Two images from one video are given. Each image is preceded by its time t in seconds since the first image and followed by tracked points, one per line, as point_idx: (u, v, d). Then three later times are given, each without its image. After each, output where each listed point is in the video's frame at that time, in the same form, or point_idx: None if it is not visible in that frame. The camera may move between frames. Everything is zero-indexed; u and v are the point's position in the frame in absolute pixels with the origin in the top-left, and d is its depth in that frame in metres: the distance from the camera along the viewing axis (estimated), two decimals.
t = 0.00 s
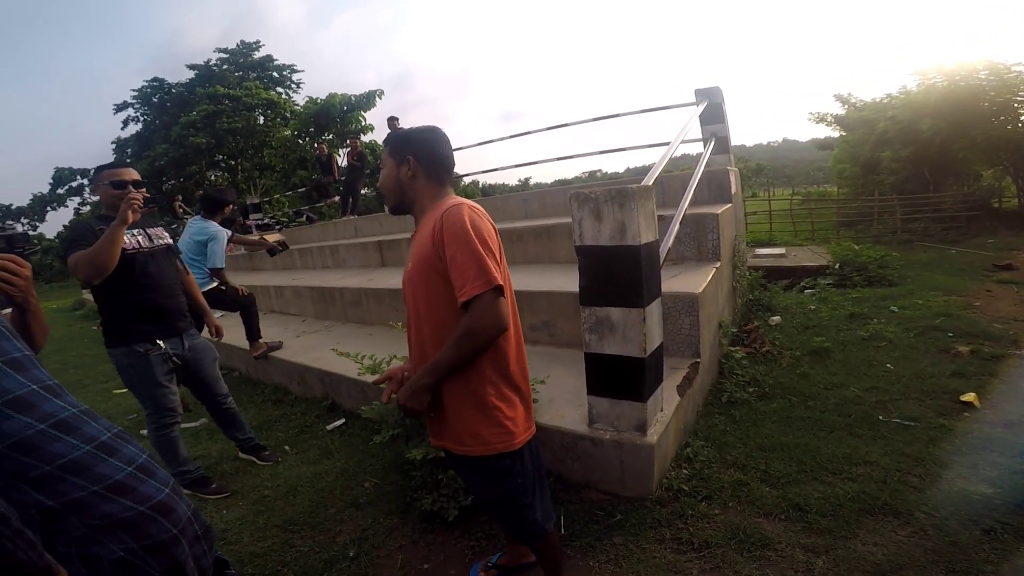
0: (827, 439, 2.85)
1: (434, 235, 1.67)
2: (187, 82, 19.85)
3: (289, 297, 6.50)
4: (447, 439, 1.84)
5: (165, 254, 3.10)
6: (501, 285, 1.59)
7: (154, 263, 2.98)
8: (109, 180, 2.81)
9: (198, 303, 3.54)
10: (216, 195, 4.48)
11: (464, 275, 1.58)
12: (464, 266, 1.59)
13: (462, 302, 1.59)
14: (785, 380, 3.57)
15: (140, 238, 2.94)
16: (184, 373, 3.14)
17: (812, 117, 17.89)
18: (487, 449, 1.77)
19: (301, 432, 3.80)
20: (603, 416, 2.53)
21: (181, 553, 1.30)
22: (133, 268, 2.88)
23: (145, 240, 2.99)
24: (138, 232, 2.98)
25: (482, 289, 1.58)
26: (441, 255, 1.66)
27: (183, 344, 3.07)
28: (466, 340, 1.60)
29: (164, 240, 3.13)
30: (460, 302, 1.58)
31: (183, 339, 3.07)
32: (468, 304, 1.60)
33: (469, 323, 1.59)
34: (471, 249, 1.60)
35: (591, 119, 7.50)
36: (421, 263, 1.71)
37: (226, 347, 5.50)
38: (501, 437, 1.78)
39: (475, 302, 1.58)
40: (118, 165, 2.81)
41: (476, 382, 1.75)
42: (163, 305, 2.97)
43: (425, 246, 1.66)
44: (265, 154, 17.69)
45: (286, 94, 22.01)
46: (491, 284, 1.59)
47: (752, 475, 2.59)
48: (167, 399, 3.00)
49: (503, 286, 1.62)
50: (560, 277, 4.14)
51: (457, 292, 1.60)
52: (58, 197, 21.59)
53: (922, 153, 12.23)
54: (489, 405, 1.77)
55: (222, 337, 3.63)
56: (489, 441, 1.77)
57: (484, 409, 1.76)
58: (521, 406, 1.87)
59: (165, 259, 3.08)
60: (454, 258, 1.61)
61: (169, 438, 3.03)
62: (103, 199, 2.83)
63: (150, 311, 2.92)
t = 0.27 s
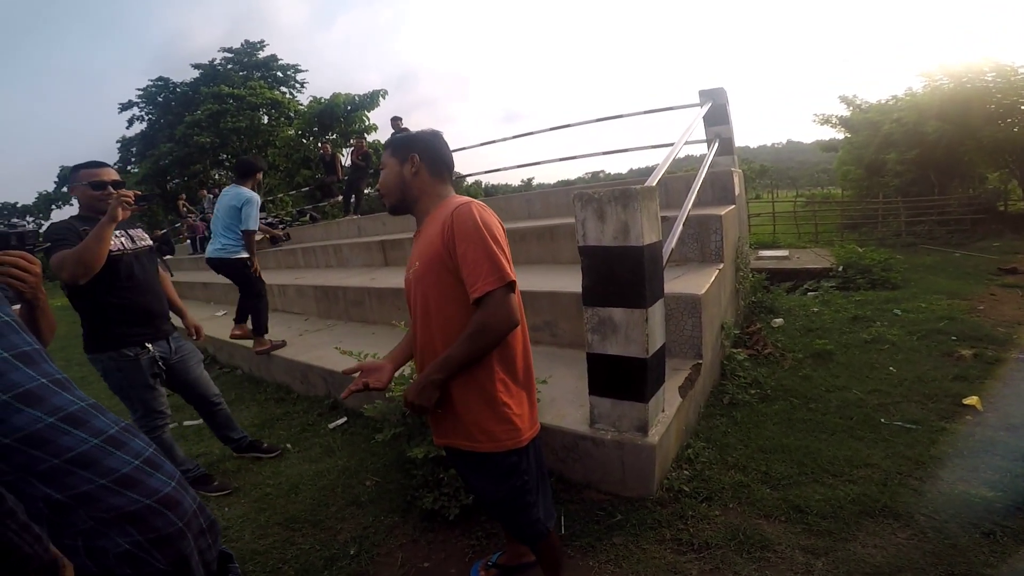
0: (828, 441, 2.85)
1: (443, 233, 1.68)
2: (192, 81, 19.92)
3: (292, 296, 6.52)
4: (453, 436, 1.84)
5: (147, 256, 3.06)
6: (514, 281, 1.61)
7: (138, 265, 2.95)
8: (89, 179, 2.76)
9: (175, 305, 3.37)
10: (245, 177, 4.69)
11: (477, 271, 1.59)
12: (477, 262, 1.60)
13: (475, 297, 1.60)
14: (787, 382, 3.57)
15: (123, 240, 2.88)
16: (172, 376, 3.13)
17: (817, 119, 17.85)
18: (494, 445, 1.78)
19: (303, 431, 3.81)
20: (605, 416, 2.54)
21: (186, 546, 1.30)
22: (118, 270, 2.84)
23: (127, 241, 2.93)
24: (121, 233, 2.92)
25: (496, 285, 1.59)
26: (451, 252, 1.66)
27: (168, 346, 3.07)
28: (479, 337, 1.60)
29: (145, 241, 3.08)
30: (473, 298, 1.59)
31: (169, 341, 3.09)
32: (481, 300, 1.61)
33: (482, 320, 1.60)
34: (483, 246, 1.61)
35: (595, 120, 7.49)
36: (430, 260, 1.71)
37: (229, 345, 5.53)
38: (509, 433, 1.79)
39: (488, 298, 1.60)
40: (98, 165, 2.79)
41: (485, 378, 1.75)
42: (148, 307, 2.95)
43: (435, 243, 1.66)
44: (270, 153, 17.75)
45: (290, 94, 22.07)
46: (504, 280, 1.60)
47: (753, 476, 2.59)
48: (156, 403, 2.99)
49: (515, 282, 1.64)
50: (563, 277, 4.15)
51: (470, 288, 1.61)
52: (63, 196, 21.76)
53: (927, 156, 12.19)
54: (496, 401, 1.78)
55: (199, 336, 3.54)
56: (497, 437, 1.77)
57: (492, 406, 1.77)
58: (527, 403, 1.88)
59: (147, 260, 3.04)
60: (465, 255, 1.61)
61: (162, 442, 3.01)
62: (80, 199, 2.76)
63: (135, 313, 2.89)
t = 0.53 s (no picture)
0: (831, 443, 2.84)
1: (448, 233, 1.68)
2: (198, 81, 20.02)
3: (297, 296, 6.54)
4: (458, 436, 1.84)
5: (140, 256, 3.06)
6: (520, 281, 1.62)
7: (130, 265, 2.95)
8: (79, 180, 2.77)
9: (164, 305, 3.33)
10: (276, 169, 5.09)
11: (484, 271, 1.60)
12: (483, 262, 1.60)
13: (482, 297, 1.61)
14: (791, 384, 3.56)
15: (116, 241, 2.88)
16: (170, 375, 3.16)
17: (823, 120, 17.78)
18: (500, 443, 1.78)
19: (307, 429, 3.83)
20: (607, 417, 2.54)
21: (186, 544, 1.31)
22: (113, 271, 2.85)
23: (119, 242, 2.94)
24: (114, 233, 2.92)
25: (502, 285, 1.60)
26: (457, 252, 1.67)
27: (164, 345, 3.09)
28: (485, 336, 1.61)
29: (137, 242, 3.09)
30: (480, 297, 1.59)
31: (166, 341, 3.12)
32: (488, 299, 1.61)
33: (488, 319, 1.60)
34: (489, 246, 1.61)
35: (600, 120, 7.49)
36: (435, 260, 1.71)
37: (234, 344, 5.55)
38: (514, 432, 1.80)
39: (494, 298, 1.60)
40: (90, 165, 2.82)
41: (490, 377, 1.76)
42: (142, 307, 2.97)
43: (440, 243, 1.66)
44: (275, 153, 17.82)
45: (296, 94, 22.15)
46: (511, 279, 1.61)
47: (755, 478, 2.59)
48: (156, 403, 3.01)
49: (520, 281, 1.65)
50: (566, 278, 4.15)
51: (477, 287, 1.61)
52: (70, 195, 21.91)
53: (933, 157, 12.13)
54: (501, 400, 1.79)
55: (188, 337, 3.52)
56: (503, 436, 1.78)
57: (498, 405, 1.77)
58: (530, 402, 1.89)
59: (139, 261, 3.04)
60: (472, 255, 1.62)
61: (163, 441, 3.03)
62: (69, 200, 2.78)
63: (129, 313, 2.90)
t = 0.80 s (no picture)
0: (835, 443, 2.83)
1: (454, 234, 1.68)
2: (202, 83, 20.10)
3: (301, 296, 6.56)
4: (467, 437, 1.84)
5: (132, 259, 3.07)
6: (528, 280, 1.63)
7: (124, 268, 2.96)
8: (69, 184, 2.68)
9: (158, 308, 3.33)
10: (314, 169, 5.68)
11: (492, 271, 1.61)
12: (491, 262, 1.61)
13: (490, 298, 1.61)
14: (795, 384, 3.55)
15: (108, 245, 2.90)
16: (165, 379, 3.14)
17: (826, 119, 17.72)
18: (510, 442, 1.79)
19: (310, 430, 3.84)
20: (610, 418, 2.54)
21: (190, 541, 1.31)
22: (108, 276, 2.87)
23: (112, 246, 2.94)
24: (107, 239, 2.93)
25: (511, 284, 1.61)
26: (463, 253, 1.67)
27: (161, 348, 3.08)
28: (495, 336, 1.62)
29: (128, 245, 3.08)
30: (489, 298, 1.60)
31: (162, 344, 3.11)
32: (496, 300, 1.62)
33: (497, 320, 1.61)
34: (497, 246, 1.62)
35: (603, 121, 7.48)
36: (441, 261, 1.71)
37: (238, 345, 5.57)
38: (525, 430, 1.81)
39: (503, 298, 1.61)
40: (77, 168, 2.72)
41: (499, 377, 1.77)
42: (137, 310, 2.97)
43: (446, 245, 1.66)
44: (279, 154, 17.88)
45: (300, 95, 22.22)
46: (518, 279, 1.62)
47: (759, 478, 2.59)
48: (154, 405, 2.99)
49: (528, 280, 1.66)
50: (569, 279, 4.15)
51: (485, 288, 1.62)
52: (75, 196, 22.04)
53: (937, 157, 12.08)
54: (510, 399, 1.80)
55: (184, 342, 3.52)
56: (514, 435, 1.79)
57: (507, 403, 1.78)
58: (537, 399, 1.90)
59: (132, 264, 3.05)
60: (479, 256, 1.62)
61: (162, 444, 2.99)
62: (59, 204, 2.67)
63: (124, 316, 2.91)
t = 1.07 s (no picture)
0: (839, 444, 2.83)
1: (463, 236, 1.69)
2: (206, 84, 20.16)
3: (304, 297, 6.58)
4: (478, 436, 1.84)
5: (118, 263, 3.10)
6: (539, 280, 1.64)
7: (110, 271, 2.99)
8: (58, 187, 2.67)
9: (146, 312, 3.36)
10: (343, 156, 6.08)
11: (503, 272, 1.61)
12: (502, 263, 1.61)
13: (502, 299, 1.62)
14: (798, 385, 3.54)
15: (95, 249, 2.93)
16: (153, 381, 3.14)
17: (829, 120, 17.69)
18: (522, 441, 1.79)
19: (314, 431, 3.85)
20: (613, 418, 2.54)
21: (199, 545, 1.32)
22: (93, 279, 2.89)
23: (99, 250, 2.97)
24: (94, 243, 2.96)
25: (522, 285, 1.61)
26: (473, 253, 1.67)
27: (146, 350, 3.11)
28: (507, 336, 1.62)
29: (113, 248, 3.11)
30: (502, 299, 1.60)
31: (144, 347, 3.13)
32: (508, 301, 1.63)
33: (510, 320, 1.62)
34: (507, 247, 1.63)
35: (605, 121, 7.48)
36: (450, 263, 1.71)
37: (242, 346, 5.59)
38: (536, 428, 1.81)
39: (515, 299, 1.62)
40: (67, 172, 2.72)
41: (510, 376, 1.78)
42: (124, 313, 2.99)
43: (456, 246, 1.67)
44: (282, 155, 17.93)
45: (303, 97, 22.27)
46: (530, 279, 1.63)
47: (762, 479, 2.59)
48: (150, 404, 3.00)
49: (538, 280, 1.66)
50: (572, 279, 4.15)
51: (497, 289, 1.62)
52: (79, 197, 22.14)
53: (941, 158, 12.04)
54: (521, 399, 1.81)
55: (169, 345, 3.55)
56: (525, 434, 1.79)
57: (519, 403, 1.79)
58: (546, 398, 1.92)
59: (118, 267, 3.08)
60: (490, 257, 1.63)
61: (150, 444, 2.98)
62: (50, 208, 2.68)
63: (112, 318, 2.92)
